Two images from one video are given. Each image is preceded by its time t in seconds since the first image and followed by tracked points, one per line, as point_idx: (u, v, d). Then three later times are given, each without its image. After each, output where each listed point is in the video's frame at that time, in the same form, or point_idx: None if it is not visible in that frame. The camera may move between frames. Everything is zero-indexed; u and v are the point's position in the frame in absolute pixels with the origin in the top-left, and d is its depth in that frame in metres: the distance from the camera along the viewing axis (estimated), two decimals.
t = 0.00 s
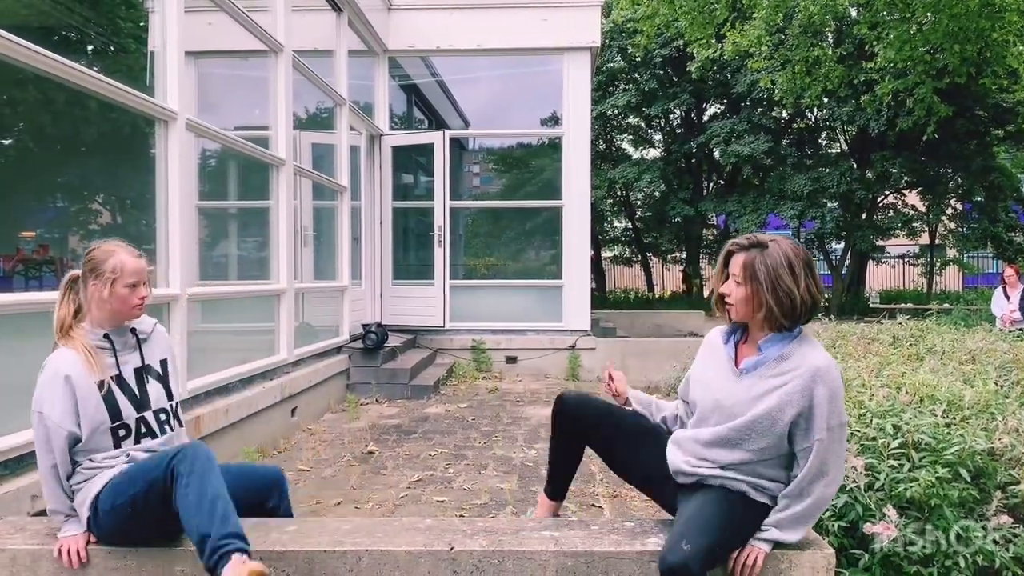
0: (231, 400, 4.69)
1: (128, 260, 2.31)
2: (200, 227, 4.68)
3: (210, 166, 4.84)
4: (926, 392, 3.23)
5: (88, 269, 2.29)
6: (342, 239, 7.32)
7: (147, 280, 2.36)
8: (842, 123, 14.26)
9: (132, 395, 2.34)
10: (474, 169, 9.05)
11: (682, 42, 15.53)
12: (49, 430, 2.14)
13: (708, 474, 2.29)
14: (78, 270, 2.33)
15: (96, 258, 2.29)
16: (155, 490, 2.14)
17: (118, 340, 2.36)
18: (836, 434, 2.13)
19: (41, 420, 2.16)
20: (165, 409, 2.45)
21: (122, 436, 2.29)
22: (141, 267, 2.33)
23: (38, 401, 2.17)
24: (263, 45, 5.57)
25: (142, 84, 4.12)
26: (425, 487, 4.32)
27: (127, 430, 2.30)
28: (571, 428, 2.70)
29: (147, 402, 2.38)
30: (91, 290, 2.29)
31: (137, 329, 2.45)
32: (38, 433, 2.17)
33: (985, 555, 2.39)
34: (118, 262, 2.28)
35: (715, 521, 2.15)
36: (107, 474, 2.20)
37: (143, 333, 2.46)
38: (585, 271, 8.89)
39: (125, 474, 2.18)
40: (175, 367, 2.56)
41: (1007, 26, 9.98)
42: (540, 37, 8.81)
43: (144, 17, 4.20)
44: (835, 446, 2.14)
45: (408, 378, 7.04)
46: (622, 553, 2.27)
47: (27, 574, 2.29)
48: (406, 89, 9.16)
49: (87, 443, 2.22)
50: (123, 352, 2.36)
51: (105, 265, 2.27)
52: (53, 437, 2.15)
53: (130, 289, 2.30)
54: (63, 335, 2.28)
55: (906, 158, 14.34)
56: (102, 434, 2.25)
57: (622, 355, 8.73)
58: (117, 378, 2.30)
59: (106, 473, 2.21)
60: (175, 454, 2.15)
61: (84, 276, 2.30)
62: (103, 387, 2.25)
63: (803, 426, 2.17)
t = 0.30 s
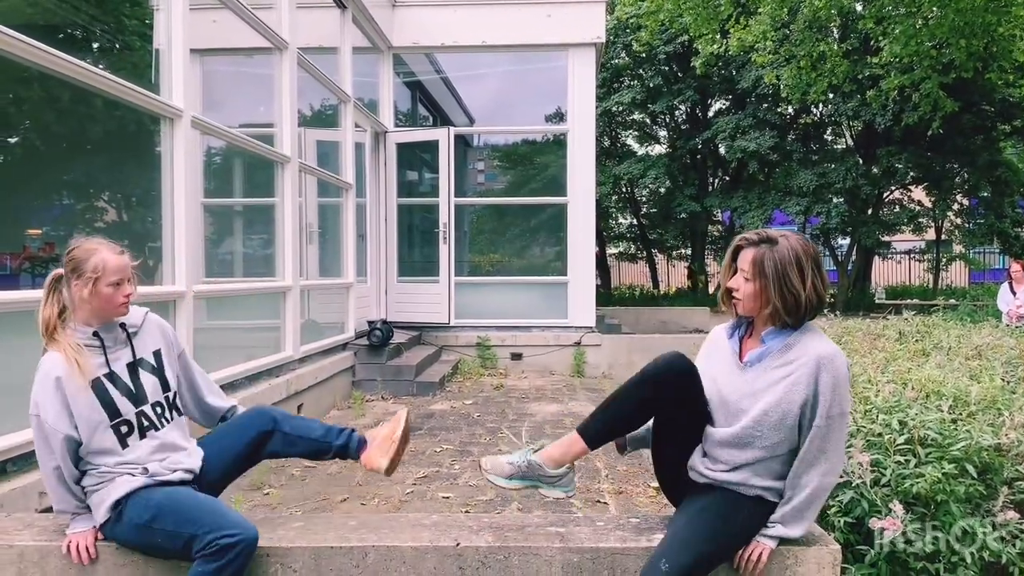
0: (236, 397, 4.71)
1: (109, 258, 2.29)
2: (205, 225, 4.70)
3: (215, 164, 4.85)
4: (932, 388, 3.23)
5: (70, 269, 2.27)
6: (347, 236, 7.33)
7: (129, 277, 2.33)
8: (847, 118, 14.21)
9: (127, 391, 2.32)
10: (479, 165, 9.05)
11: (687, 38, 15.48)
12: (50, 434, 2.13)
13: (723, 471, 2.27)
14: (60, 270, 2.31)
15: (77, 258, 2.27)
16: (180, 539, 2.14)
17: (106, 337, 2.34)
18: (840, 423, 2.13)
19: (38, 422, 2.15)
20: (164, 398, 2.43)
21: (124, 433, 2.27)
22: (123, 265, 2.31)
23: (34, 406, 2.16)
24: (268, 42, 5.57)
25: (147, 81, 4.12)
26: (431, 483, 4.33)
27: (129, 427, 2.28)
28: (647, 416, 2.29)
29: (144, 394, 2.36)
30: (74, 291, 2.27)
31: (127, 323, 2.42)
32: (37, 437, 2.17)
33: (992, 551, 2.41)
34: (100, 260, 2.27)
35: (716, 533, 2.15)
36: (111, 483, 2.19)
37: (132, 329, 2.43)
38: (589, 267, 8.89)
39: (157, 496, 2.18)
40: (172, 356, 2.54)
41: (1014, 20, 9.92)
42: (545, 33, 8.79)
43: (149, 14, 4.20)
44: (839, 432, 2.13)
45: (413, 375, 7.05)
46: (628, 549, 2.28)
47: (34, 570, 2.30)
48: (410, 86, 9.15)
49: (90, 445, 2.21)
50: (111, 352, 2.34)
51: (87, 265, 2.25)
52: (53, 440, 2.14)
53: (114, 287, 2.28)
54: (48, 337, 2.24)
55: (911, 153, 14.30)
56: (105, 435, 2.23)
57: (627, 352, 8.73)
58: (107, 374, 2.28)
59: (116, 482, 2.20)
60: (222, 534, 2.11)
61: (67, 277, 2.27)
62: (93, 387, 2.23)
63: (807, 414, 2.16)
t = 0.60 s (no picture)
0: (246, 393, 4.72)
1: (127, 256, 2.30)
2: (213, 221, 4.71)
3: (223, 161, 4.87)
4: (941, 383, 3.22)
5: (89, 266, 2.29)
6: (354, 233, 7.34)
7: (147, 274, 2.34)
8: (855, 113, 14.13)
9: (137, 388, 2.32)
10: (486, 161, 9.04)
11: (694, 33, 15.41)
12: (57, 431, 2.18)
13: (740, 461, 2.23)
14: (78, 268, 2.33)
15: (95, 255, 2.28)
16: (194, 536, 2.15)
17: (121, 333, 2.34)
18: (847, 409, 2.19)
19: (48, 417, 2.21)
20: (179, 393, 2.41)
21: (131, 431, 2.28)
22: (141, 263, 2.32)
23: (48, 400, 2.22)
24: (275, 38, 5.57)
25: (155, 79, 4.14)
26: (439, 479, 4.34)
27: (135, 425, 2.29)
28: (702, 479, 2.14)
29: (154, 392, 2.35)
30: (92, 288, 2.29)
31: (146, 319, 2.41)
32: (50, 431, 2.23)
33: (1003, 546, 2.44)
34: (117, 258, 2.28)
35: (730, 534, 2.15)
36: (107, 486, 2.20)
37: (151, 326, 2.42)
38: (596, 263, 8.88)
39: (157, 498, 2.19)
40: (194, 351, 2.50)
41: None
42: (552, 29, 8.76)
43: (157, 11, 4.21)
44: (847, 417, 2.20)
45: (421, 371, 7.05)
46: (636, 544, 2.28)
47: (47, 565, 2.32)
48: (417, 82, 9.15)
49: (98, 439, 2.24)
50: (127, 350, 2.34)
51: (106, 262, 2.27)
52: (60, 435, 2.19)
53: (134, 283, 2.30)
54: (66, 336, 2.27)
55: (920, 147, 14.22)
56: (113, 433, 2.25)
57: (634, 348, 8.72)
58: (118, 371, 2.30)
59: (108, 487, 2.21)
60: (235, 528, 2.14)
61: (85, 274, 2.30)
62: (100, 384, 2.25)
63: (823, 398, 2.19)
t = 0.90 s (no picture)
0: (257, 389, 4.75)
1: (142, 248, 2.29)
2: (223, 219, 4.73)
3: (233, 158, 4.89)
4: (952, 379, 3.21)
5: (108, 262, 2.30)
6: (363, 230, 7.35)
7: (164, 262, 2.34)
8: (864, 108, 14.09)
9: (164, 374, 2.34)
10: (494, 158, 9.05)
11: (703, 28, 15.35)
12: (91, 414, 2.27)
13: (741, 451, 2.20)
14: (99, 265, 2.33)
15: (112, 252, 2.29)
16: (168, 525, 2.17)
17: (147, 322, 2.36)
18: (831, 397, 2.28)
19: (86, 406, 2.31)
20: (207, 374, 2.39)
21: (163, 415, 2.32)
22: (155, 253, 2.32)
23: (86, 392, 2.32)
24: (284, 36, 5.58)
25: (165, 76, 4.15)
26: (448, 475, 4.35)
27: (166, 409, 2.33)
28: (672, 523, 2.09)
29: (183, 374, 2.36)
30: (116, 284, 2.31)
31: (172, 305, 2.40)
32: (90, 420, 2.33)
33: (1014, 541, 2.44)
34: (133, 252, 2.28)
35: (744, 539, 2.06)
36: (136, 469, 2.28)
37: (178, 310, 2.41)
38: (604, 260, 8.87)
39: (160, 478, 2.22)
40: (223, 331, 2.47)
41: None
42: (560, 25, 8.74)
43: (167, 9, 4.22)
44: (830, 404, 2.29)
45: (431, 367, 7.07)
46: (646, 540, 2.28)
47: (61, 560, 2.33)
48: (425, 79, 9.17)
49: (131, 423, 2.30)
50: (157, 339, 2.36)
51: (124, 258, 2.28)
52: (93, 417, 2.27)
53: (154, 275, 2.32)
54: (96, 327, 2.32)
55: (930, 143, 14.17)
56: (146, 418, 2.31)
57: (643, 345, 8.72)
58: (145, 360, 2.33)
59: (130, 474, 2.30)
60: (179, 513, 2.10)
61: (105, 270, 2.31)
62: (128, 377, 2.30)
63: (816, 391, 2.25)
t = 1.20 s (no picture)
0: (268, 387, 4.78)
1: (175, 251, 2.28)
2: (233, 218, 4.74)
3: (242, 157, 4.90)
4: (965, 376, 3.19)
5: (145, 266, 2.31)
6: (373, 228, 7.37)
7: (196, 264, 2.32)
8: (874, 104, 14.02)
9: (195, 384, 2.33)
10: (503, 156, 9.06)
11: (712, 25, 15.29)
12: (126, 411, 2.32)
13: (730, 449, 2.18)
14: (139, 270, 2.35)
15: (148, 254, 2.30)
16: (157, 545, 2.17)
17: (183, 327, 2.35)
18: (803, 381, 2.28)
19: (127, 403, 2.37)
20: (235, 389, 2.34)
21: (199, 419, 2.37)
22: (187, 255, 2.30)
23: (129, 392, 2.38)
24: (294, 35, 5.59)
25: (175, 76, 4.17)
26: (458, 473, 4.36)
27: (200, 415, 2.36)
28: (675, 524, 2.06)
29: (211, 387, 2.33)
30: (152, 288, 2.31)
31: (207, 313, 2.37)
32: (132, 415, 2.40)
33: None
34: (168, 254, 2.28)
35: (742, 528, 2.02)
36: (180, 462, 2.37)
37: (213, 317, 2.37)
38: (613, 258, 8.86)
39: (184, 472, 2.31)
40: (259, 347, 2.38)
41: None
42: (568, 23, 8.73)
43: (177, 9, 4.23)
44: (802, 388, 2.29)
45: (440, 366, 7.08)
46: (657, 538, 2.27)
47: (74, 557, 2.35)
48: (434, 77, 9.17)
49: (178, 426, 2.40)
50: (190, 345, 2.35)
51: (158, 260, 2.28)
52: (132, 417, 2.33)
53: (189, 275, 2.31)
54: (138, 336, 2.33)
55: (940, 139, 14.10)
56: (186, 420, 2.38)
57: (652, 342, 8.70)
58: (178, 369, 2.33)
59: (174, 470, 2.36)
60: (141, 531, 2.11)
61: (142, 274, 2.32)
62: (163, 384, 2.32)
63: (788, 379, 2.24)
